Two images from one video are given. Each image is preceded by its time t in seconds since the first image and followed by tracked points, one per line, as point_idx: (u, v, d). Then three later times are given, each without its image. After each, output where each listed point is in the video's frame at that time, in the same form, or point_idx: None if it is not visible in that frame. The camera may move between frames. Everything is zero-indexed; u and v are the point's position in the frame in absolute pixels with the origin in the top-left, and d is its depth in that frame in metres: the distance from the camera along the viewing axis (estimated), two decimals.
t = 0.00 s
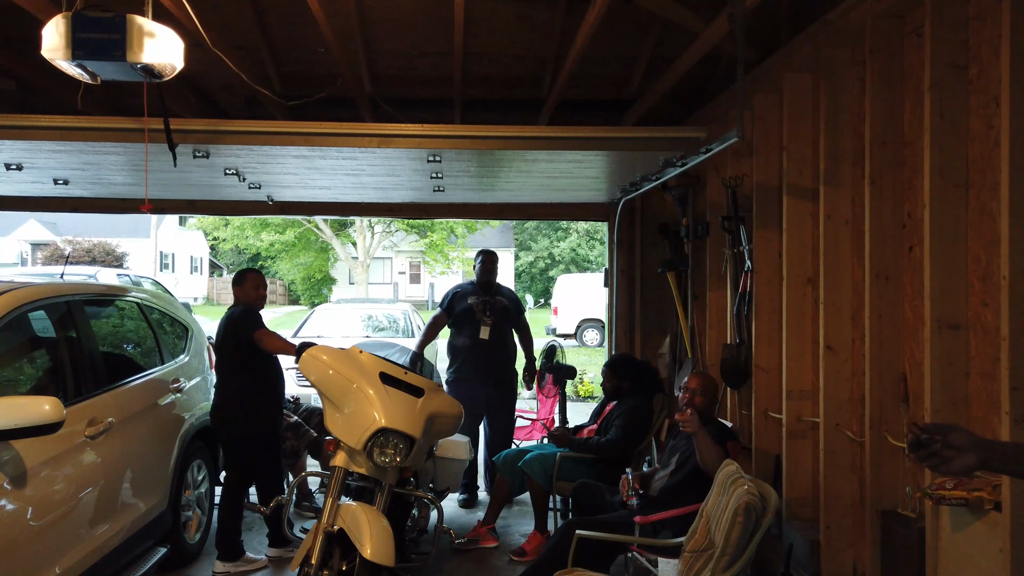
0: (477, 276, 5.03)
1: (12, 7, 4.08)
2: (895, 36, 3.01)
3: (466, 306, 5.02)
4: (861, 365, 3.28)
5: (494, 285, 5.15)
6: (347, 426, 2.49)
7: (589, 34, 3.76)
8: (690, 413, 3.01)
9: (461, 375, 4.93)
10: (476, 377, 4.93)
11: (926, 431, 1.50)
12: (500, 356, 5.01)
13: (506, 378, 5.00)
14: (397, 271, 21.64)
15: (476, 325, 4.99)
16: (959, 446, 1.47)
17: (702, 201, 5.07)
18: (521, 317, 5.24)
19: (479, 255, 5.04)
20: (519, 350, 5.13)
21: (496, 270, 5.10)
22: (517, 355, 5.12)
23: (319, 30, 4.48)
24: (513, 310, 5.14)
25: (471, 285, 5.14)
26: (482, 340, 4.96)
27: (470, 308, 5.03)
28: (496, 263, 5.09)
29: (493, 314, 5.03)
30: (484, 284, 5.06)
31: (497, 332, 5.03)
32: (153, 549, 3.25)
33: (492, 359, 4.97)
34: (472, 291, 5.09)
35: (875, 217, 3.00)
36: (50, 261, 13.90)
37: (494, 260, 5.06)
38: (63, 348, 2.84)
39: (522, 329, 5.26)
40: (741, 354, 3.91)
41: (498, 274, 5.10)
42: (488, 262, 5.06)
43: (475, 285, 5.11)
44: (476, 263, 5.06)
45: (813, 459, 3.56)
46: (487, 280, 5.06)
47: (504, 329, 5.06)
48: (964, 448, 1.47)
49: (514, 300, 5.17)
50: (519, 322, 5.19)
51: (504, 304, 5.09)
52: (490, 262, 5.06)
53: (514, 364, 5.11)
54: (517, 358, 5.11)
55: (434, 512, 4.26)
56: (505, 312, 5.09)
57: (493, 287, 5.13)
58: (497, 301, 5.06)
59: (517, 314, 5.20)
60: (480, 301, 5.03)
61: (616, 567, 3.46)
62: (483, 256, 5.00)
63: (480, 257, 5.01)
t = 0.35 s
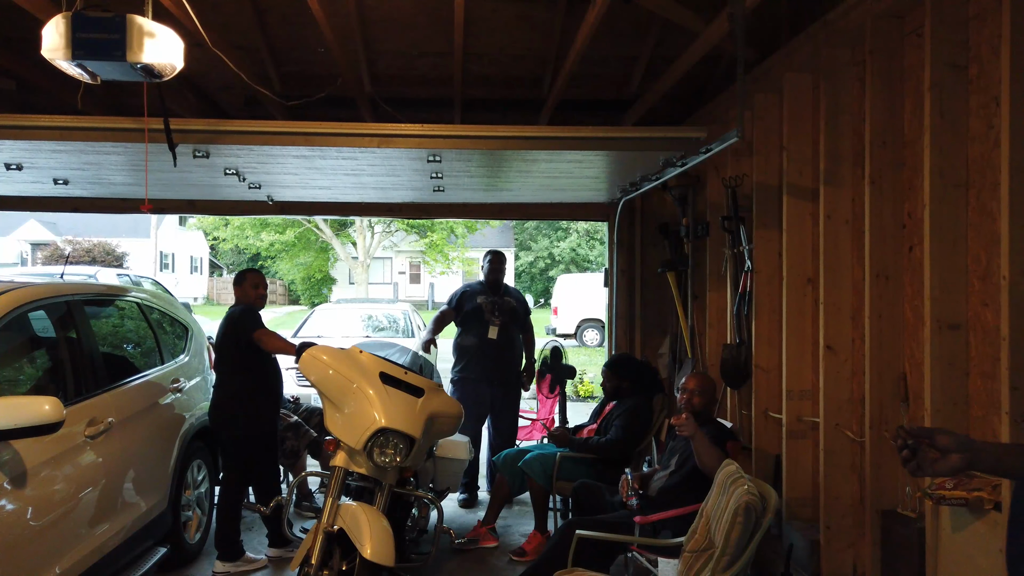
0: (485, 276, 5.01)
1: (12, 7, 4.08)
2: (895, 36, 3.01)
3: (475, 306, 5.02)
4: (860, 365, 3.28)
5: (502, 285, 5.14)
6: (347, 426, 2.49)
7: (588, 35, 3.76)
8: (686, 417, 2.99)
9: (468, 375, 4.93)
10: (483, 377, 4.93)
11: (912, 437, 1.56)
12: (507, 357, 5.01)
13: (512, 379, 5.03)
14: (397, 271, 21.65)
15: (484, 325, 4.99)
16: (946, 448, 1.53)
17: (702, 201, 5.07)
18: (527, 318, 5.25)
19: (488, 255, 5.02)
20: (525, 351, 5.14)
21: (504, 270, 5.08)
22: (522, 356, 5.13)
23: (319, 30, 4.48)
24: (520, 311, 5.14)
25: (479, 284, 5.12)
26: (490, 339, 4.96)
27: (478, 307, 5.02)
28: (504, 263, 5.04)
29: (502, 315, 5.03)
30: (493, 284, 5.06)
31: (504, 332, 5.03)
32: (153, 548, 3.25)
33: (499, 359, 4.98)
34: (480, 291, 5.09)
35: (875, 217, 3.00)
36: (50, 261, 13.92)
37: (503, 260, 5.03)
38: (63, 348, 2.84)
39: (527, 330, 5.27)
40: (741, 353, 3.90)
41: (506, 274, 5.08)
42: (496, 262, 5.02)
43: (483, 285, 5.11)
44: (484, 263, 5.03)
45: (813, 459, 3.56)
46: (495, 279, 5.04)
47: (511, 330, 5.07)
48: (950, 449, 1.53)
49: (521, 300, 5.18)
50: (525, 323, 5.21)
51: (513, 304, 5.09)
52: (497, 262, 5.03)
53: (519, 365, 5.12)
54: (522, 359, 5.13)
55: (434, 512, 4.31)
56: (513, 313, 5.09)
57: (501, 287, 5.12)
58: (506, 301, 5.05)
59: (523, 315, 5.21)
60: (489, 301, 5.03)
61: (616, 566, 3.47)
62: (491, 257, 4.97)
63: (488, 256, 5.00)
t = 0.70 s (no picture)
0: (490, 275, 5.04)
1: (12, 7, 4.08)
2: (895, 35, 3.01)
3: (481, 304, 5.02)
4: (860, 365, 3.28)
5: (506, 285, 5.19)
6: (347, 426, 2.49)
7: (588, 35, 3.76)
8: (683, 421, 2.96)
9: (473, 374, 4.91)
10: (487, 376, 4.93)
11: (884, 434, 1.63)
12: (512, 356, 5.02)
13: (515, 379, 5.04)
14: (397, 271, 21.66)
15: (490, 323, 5.00)
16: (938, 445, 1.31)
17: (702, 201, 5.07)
18: (528, 321, 5.29)
19: (493, 255, 5.08)
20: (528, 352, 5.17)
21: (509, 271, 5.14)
22: (525, 356, 5.15)
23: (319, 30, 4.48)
24: (523, 312, 5.19)
25: (484, 284, 5.14)
26: (496, 339, 4.98)
27: (485, 306, 5.03)
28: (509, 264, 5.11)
29: (507, 314, 5.05)
30: (498, 284, 5.10)
31: (510, 332, 5.05)
32: (153, 548, 3.26)
33: (504, 358, 4.99)
34: (485, 290, 5.10)
35: (875, 217, 3.00)
36: (51, 261, 13.94)
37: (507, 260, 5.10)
38: (63, 348, 2.84)
39: (529, 331, 5.31)
40: (741, 354, 3.91)
41: (510, 275, 5.14)
42: (501, 262, 5.10)
43: (487, 285, 5.13)
44: (489, 263, 5.12)
45: (813, 459, 3.56)
46: (500, 279, 5.10)
47: (516, 330, 5.10)
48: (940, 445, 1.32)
49: (524, 302, 5.24)
50: (527, 325, 5.25)
51: (517, 305, 5.13)
52: (501, 263, 5.10)
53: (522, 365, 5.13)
54: (525, 359, 5.15)
55: (434, 513, 4.32)
56: (517, 313, 5.14)
57: (505, 287, 5.16)
58: (511, 301, 5.09)
59: (526, 316, 5.24)
60: (495, 300, 5.05)
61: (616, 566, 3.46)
62: (496, 257, 5.02)
63: (494, 256, 5.06)
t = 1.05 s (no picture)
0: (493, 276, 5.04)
1: (12, 7, 4.08)
2: (895, 35, 3.00)
3: (484, 304, 5.02)
4: (860, 366, 3.28)
5: (508, 286, 5.20)
6: (347, 426, 2.49)
7: (588, 34, 3.76)
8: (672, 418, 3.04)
9: (476, 374, 4.92)
10: (490, 375, 4.93)
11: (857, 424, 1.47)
12: (514, 356, 5.03)
13: (518, 379, 5.04)
14: (397, 271, 21.66)
15: (493, 323, 5.01)
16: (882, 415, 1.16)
17: (702, 201, 5.07)
18: (530, 322, 5.30)
19: (494, 255, 5.05)
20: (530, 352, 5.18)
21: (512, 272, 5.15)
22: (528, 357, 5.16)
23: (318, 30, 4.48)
24: (526, 312, 5.19)
25: (486, 284, 5.14)
26: (499, 338, 4.98)
27: (488, 306, 5.03)
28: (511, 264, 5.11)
29: (510, 314, 5.07)
30: (501, 285, 5.10)
31: (513, 332, 5.06)
32: (152, 549, 3.26)
33: (507, 358, 4.99)
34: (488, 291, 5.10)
35: (875, 218, 3.00)
36: (51, 261, 13.96)
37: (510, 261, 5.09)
38: (63, 348, 2.84)
39: (531, 332, 5.32)
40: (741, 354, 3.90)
41: (513, 275, 5.15)
42: (503, 263, 5.08)
43: (490, 285, 5.14)
44: (491, 263, 5.10)
45: (814, 459, 3.56)
46: (502, 280, 5.10)
47: (519, 330, 5.11)
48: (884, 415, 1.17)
49: (527, 302, 5.24)
50: (529, 325, 5.26)
51: (520, 305, 5.14)
52: (504, 264, 5.10)
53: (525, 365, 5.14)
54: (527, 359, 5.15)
55: (434, 513, 4.37)
56: (520, 313, 5.15)
57: (507, 288, 5.17)
58: (513, 302, 5.10)
59: (528, 316, 5.25)
60: (498, 300, 5.06)
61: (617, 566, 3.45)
62: (498, 257, 5.02)
63: (494, 257, 5.01)
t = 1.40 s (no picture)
0: (494, 275, 5.05)
1: (11, 7, 4.07)
2: (894, 35, 3.00)
3: (486, 303, 5.03)
4: (860, 366, 3.27)
5: (509, 286, 5.22)
6: (346, 426, 2.49)
7: (588, 34, 3.76)
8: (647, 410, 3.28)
9: (478, 372, 4.91)
10: (492, 374, 4.93)
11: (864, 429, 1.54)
12: (516, 355, 5.03)
13: (519, 378, 5.04)
14: (397, 271, 21.65)
15: (496, 322, 5.01)
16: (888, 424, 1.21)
17: (702, 201, 5.07)
18: (531, 321, 5.32)
19: (496, 255, 5.07)
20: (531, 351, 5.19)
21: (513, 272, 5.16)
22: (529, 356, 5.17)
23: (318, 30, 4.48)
24: (527, 311, 5.21)
25: (487, 283, 5.15)
26: (501, 337, 4.99)
27: (490, 304, 5.04)
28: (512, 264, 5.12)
29: (512, 313, 5.08)
30: (502, 284, 5.11)
31: (515, 330, 5.07)
32: (152, 549, 3.26)
33: (509, 356, 4.99)
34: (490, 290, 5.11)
35: (875, 217, 3.00)
36: (51, 261, 13.97)
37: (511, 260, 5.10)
38: (63, 348, 2.84)
39: (531, 331, 5.33)
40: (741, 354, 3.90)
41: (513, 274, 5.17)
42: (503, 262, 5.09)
43: (491, 284, 5.14)
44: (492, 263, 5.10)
45: (814, 458, 3.56)
46: (503, 279, 5.12)
47: (520, 328, 5.12)
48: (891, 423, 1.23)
49: (527, 302, 5.26)
50: (530, 325, 5.28)
51: (521, 303, 5.16)
52: (505, 263, 5.11)
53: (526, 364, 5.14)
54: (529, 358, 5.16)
55: (434, 513, 4.38)
56: (522, 312, 5.17)
57: (508, 287, 5.18)
58: (515, 301, 5.12)
59: (529, 315, 5.27)
60: (499, 299, 5.07)
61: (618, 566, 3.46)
62: (499, 257, 5.04)
63: (496, 257, 5.03)
